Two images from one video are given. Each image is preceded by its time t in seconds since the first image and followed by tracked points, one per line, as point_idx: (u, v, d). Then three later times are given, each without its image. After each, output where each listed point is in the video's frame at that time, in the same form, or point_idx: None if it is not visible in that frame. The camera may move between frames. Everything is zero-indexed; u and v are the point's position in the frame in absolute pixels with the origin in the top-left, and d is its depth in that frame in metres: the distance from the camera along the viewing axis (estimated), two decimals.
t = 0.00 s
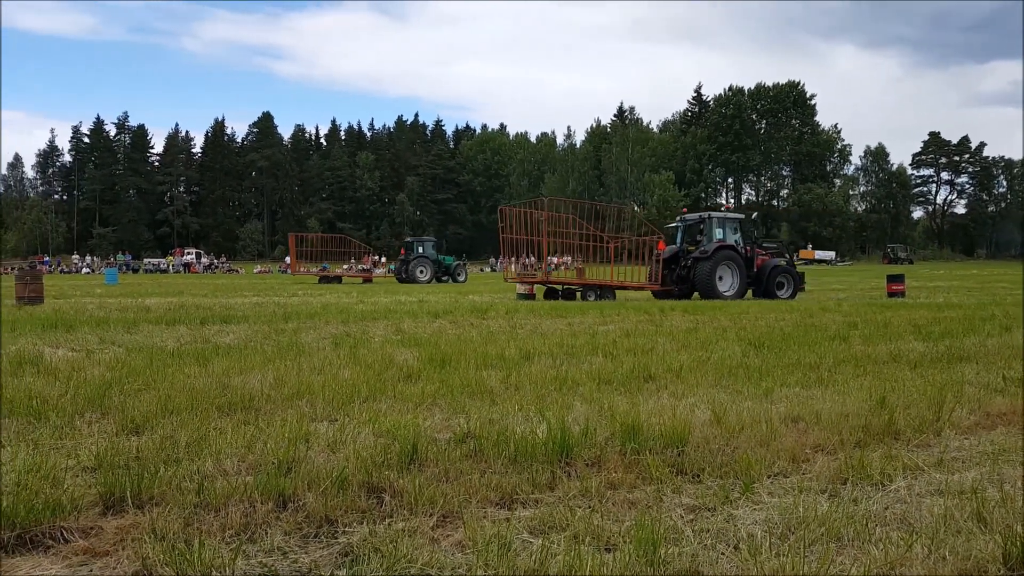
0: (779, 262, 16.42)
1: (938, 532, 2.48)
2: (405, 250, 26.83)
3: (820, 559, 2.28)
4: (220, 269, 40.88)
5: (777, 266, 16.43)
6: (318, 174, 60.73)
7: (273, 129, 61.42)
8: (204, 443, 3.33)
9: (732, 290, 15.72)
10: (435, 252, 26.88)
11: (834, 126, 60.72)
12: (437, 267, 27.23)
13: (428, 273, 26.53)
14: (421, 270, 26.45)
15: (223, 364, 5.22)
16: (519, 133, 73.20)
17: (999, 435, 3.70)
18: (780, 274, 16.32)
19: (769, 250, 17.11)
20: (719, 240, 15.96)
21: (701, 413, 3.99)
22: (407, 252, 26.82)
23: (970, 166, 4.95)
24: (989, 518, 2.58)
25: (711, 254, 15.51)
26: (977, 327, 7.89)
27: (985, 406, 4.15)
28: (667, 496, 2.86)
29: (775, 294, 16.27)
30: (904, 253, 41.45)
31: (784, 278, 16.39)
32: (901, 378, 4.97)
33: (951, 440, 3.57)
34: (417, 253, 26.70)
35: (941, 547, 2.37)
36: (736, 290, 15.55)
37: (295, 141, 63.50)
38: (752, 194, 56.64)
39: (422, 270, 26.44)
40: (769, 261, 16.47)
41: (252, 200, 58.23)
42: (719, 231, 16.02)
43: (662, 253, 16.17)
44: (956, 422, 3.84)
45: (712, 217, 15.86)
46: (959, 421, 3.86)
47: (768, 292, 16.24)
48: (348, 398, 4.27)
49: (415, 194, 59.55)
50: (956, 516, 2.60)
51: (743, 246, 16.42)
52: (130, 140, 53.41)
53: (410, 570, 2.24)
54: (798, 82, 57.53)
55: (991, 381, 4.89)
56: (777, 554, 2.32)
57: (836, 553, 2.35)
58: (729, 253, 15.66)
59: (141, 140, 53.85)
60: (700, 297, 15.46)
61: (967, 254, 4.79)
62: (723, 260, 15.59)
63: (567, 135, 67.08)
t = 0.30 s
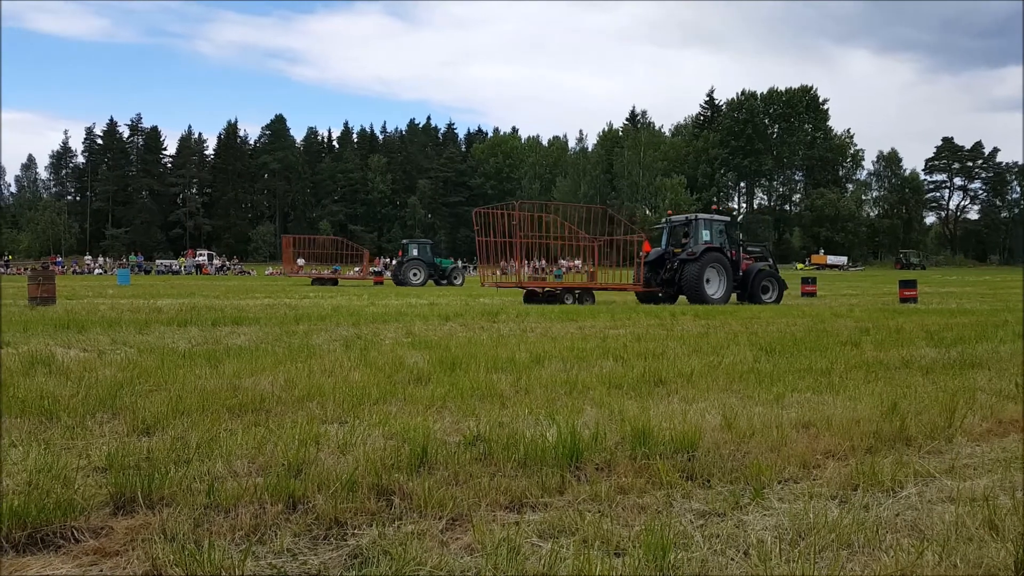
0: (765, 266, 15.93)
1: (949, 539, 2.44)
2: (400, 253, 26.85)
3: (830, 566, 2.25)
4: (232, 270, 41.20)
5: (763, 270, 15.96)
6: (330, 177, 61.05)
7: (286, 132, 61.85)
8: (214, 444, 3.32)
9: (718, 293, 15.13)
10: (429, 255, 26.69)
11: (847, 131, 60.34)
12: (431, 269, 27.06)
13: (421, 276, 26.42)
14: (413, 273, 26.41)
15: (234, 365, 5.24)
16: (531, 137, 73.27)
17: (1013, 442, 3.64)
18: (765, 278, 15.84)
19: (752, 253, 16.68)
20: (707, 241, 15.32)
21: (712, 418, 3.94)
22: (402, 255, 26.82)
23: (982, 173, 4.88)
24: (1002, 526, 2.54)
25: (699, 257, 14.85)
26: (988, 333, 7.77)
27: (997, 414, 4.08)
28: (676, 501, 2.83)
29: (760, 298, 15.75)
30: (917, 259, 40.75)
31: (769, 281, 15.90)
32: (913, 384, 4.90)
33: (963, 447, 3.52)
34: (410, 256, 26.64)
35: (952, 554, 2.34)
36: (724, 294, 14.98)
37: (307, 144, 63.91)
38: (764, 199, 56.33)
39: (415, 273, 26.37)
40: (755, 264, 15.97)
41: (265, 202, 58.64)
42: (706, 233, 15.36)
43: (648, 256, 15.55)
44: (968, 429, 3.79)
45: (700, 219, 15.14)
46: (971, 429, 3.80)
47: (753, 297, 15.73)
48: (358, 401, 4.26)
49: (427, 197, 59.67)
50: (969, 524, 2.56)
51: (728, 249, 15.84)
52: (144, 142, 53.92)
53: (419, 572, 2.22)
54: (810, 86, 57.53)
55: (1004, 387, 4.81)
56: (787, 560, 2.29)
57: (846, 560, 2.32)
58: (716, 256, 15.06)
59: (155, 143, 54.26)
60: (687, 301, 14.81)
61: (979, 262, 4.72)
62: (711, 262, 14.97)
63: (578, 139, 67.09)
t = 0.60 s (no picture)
0: (754, 268, 15.68)
1: (964, 543, 2.41)
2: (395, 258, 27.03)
3: (842, 569, 2.23)
4: (245, 274, 41.52)
5: (752, 273, 15.70)
6: (342, 180, 61.41)
7: (298, 136, 62.30)
8: (226, 447, 3.34)
9: (707, 295, 14.85)
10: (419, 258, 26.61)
11: (860, 133, 59.87)
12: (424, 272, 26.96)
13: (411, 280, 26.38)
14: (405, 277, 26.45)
15: (247, 368, 5.27)
16: (542, 140, 73.28)
17: None
18: (754, 280, 15.58)
19: (739, 257, 16.49)
20: (695, 242, 15.08)
21: (725, 422, 3.91)
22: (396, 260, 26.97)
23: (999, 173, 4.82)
24: (1017, 531, 2.51)
25: (688, 257, 14.60)
26: (1005, 336, 7.65)
27: (1013, 418, 4.02)
28: (688, 505, 2.81)
29: (750, 301, 15.47)
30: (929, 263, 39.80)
31: (758, 283, 15.67)
32: (928, 387, 4.84)
33: (978, 452, 3.47)
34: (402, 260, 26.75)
35: (967, 559, 2.31)
36: (713, 296, 14.72)
37: (319, 148, 64.35)
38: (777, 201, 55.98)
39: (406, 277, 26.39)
40: (743, 267, 15.73)
41: (277, 207, 59.20)
42: (694, 234, 15.12)
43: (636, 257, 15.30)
44: (984, 433, 3.74)
45: (689, 219, 14.90)
46: (986, 433, 3.75)
47: (743, 300, 15.44)
48: (369, 404, 4.28)
49: (438, 200, 59.85)
50: (983, 528, 2.53)
51: (717, 250, 15.60)
52: (158, 147, 54.46)
53: None
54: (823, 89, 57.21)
55: (1021, 391, 4.74)
56: (800, 565, 2.27)
57: (859, 564, 2.29)
58: (705, 256, 14.82)
59: (168, 148, 54.76)
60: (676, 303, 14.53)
61: (994, 262, 4.68)
62: (700, 263, 14.72)
63: (589, 142, 67.07)
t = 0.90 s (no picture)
0: (744, 264, 15.40)
1: (978, 540, 2.39)
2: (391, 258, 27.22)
3: (855, 567, 2.21)
4: (257, 275, 41.85)
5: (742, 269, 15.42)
6: (353, 181, 61.69)
7: (308, 137, 62.66)
8: (240, 447, 3.37)
9: (697, 293, 14.52)
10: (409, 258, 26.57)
11: (872, 130, 59.43)
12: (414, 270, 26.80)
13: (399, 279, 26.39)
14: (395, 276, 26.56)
15: (260, 368, 5.30)
16: (551, 139, 73.25)
17: None
18: (745, 278, 15.34)
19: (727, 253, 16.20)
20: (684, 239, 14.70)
21: (737, 419, 3.88)
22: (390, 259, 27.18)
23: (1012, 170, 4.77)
24: None
25: (677, 254, 14.18)
26: (1020, 332, 7.54)
27: None
28: (700, 503, 2.80)
29: (741, 298, 15.20)
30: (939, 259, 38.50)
31: (747, 281, 15.49)
32: (942, 384, 4.78)
33: (993, 448, 3.43)
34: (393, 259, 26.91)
35: (981, 556, 2.29)
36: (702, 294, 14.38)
37: (329, 149, 64.68)
38: (788, 199, 55.64)
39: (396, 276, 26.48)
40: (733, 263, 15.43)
41: (288, 207, 59.62)
42: (682, 230, 14.71)
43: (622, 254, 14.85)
44: (998, 430, 3.69)
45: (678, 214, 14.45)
46: (999, 430, 3.71)
47: (735, 297, 15.19)
48: (381, 403, 4.29)
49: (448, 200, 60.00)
50: (996, 525, 2.50)
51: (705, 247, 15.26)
52: (170, 149, 54.92)
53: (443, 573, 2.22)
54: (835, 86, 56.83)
55: None
56: (811, 562, 2.25)
57: (871, 561, 2.27)
58: (694, 253, 14.43)
59: (180, 149, 55.13)
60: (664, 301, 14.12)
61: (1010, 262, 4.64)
62: (689, 260, 14.33)
63: (600, 140, 66.98)
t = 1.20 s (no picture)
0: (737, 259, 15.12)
1: (994, 539, 2.36)
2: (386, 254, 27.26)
3: (866, 565, 2.20)
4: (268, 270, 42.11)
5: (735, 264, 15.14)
6: (363, 176, 61.86)
7: (319, 132, 62.81)
8: (252, 440, 3.39)
9: (682, 289, 14.36)
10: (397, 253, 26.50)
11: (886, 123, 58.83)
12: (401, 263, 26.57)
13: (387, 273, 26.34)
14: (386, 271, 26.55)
15: (271, 363, 5.34)
16: (562, 134, 73.10)
17: None
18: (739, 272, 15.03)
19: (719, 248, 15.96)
20: (669, 233, 14.57)
21: (748, 416, 3.87)
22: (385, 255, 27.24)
23: None
24: None
25: (660, 249, 14.05)
26: None
27: None
28: (711, 500, 2.79)
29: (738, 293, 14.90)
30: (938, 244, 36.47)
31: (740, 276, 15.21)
32: (956, 381, 4.73)
33: (1009, 447, 3.39)
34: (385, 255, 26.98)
35: (995, 555, 2.27)
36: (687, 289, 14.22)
37: (339, 145, 64.86)
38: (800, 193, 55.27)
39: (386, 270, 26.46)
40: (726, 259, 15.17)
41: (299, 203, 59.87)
42: (668, 224, 14.59)
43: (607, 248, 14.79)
44: (1014, 428, 3.65)
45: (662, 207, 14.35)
46: (1016, 427, 3.66)
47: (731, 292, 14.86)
48: (390, 397, 4.31)
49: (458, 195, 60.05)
50: (1011, 524, 2.48)
51: (694, 242, 15.10)
52: (181, 145, 55.26)
53: (453, 568, 2.23)
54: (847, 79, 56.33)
55: None
56: (822, 560, 2.25)
57: (883, 560, 2.26)
58: (679, 247, 14.29)
59: (190, 146, 55.41)
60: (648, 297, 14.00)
61: (1021, 257, 4.59)
62: (673, 255, 14.19)
63: (610, 135, 66.71)
